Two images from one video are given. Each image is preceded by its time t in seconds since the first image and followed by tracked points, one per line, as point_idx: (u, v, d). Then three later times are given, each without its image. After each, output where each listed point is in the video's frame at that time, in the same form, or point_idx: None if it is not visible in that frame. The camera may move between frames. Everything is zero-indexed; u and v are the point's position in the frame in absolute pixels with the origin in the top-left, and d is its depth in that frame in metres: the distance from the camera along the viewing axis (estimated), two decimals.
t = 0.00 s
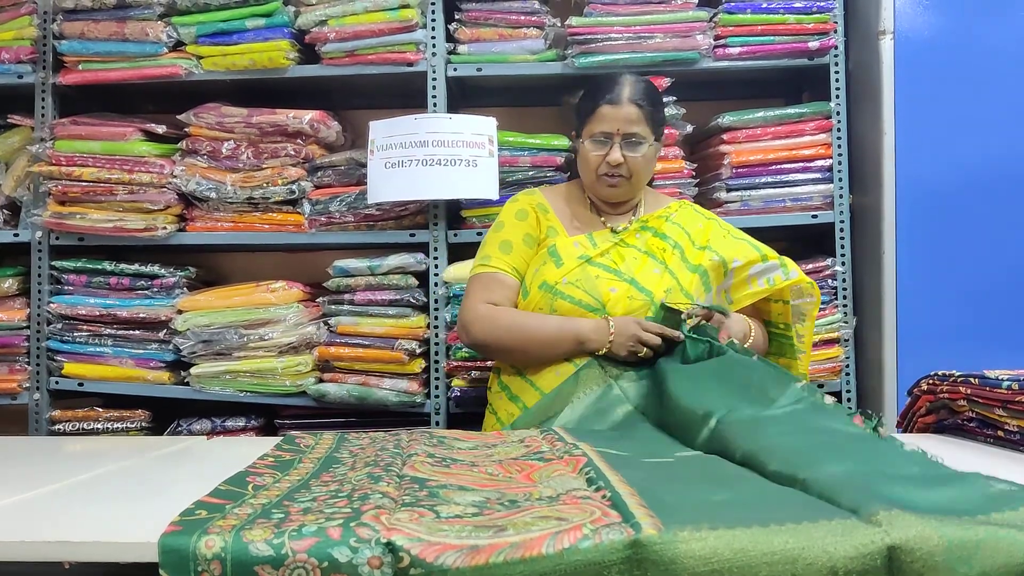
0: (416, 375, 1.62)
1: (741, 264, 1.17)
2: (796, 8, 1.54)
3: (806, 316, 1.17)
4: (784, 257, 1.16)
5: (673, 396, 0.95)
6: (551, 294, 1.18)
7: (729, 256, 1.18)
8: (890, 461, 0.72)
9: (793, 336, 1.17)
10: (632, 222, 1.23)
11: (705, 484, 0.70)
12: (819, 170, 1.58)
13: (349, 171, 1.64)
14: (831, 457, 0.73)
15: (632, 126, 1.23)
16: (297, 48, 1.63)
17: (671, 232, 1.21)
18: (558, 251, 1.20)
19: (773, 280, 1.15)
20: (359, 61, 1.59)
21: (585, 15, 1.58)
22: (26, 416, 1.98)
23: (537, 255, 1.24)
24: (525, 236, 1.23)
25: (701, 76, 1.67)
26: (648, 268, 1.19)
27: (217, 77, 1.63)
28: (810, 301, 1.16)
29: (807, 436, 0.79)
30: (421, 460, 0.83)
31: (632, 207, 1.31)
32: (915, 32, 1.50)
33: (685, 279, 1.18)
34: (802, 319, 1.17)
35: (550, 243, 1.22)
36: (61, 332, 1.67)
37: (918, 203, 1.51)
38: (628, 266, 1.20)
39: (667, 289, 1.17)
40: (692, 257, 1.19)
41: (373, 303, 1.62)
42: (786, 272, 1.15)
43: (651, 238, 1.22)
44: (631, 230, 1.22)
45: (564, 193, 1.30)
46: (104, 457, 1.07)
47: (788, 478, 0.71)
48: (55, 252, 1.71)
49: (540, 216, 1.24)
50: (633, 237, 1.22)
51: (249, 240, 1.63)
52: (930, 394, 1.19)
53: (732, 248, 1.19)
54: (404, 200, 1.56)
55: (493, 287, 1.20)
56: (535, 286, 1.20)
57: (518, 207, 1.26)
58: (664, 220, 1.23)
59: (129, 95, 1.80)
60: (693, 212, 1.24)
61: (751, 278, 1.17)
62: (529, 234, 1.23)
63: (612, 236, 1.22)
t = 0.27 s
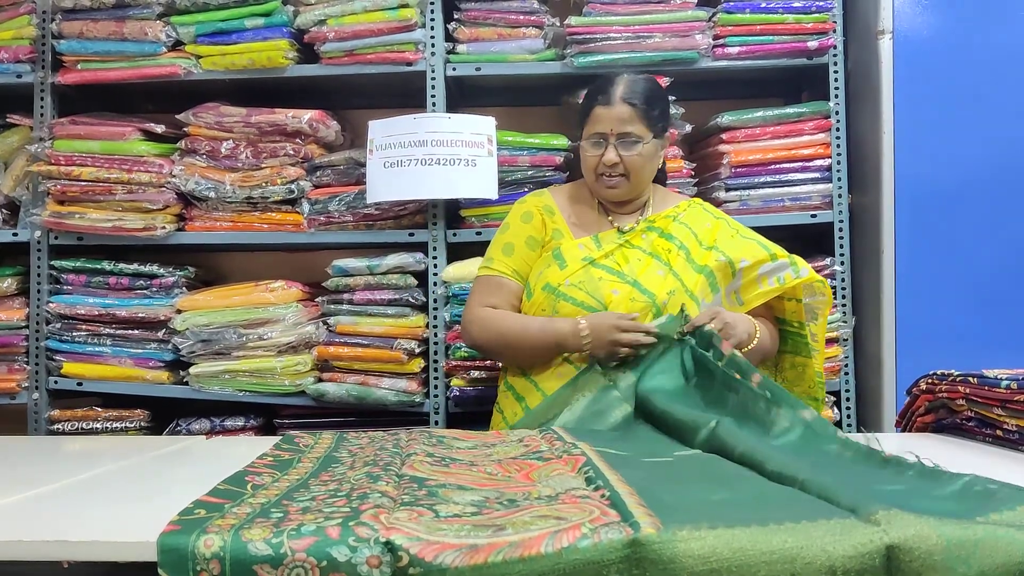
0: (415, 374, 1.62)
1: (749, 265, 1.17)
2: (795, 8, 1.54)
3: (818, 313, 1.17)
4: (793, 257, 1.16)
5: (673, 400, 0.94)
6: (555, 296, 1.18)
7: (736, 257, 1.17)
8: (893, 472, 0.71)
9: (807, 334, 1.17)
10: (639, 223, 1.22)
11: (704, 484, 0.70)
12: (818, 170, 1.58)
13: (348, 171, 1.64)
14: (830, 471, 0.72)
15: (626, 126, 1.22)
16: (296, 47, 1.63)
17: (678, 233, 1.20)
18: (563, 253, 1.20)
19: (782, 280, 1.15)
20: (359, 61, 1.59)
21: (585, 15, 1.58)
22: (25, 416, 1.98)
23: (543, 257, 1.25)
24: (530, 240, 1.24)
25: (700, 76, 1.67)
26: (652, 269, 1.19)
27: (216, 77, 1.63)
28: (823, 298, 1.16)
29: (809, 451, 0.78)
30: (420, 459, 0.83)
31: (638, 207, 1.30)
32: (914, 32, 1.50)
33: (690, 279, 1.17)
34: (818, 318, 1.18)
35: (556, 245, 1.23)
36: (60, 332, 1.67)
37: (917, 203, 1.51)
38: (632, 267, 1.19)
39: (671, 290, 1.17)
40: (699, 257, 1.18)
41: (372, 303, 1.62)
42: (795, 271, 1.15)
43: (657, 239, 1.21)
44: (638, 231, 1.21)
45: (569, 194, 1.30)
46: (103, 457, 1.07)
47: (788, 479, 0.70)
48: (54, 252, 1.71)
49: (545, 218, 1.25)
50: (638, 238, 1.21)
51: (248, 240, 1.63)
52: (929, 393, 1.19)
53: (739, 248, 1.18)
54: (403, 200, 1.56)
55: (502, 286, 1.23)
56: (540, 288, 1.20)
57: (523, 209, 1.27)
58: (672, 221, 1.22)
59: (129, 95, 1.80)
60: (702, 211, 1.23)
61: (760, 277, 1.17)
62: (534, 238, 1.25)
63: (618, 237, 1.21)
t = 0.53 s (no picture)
0: (414, 373, 1.62)
1: (750, 265, 1.15)
2: (795, 6, 1.54)
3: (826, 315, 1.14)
4: (796, 259, 1.14)
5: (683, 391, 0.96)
6: (553, 292, 1.18)
7: (738, 256, 1.16)
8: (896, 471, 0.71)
9: (813, 335, 1.15)
10: (641, 222, 1.22)
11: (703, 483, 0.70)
12: (818, 168, 1.58)
13: (348, 169, 1.64)
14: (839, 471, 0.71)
15: (621, 121, 1.22)
16: (295, 45, 1.63)
17: (680, 232, 1.19)
18: (563, 251, 1.21)
19: (782, 282, 1.14)
20: (358, 59, 1.59)
21: (584, 13, 1.58)
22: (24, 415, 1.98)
23: (542, 254, 1.25)
24: (527, 239, 1.25)
25: (699, 74, 1.67)
26: (652, 267, 1.18)
27: (216, 75, 1.63)
28: (827, 303, 1.13)
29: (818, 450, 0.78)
30: (420, 457, 0.83)
31: (638, 203, 1.30)
32: (914, 30, 1.50)
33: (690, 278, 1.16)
34: (822, 319, 1.15)
35: (555, 243, 1.23)
36: (60, 330, 1.67)
37: (917, 201, 1.51)
38: (632, 265, 1.19)
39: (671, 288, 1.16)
40: (701, 255, 1.17)
41: (372, 301, 1.62)
42: (796, 275, 1.13)
43: (659, 237, 1.20)
44: (640, 229, 1.21)
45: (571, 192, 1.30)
46: (102, 455, 1.07)
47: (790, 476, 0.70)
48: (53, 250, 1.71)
49: (543, 217, 1.25)
50: (639, 237, 1.21)
51: (247, 238, 1.63)
52: (929, 391, 1.19)
53: (741, 247, 1.17)
54: (403, 198, 1.56)
55: (495, 287, 1.27)
56: (538, 284, 1.20)
57: (521, 209, 1.27)
58: (675, 219, 1.20)
59: (128, 93, 1.79)
60: (706, 210, 1.22)
61: (761, 279, 1.16)
62: (523, 237, 1.26)
63: (618, 234, 1.21)
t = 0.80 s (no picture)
0: (414, 370, 1.62)
1: (744, 253, 1.14)
2: (795, 3, 1.54)
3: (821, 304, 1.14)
4: (789, 245, 1.13)
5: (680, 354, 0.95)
6: (546, 288, 1.18)
7: (731, 245, 1.15)
8: (892, 454, 0.74)
9: (809, 325, 1.14)
10: (632, 215, 1.23)
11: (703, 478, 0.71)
12: (818, 165, 1.58)
13: (347, 166, 1.64)
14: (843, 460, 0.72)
15: (607, 113, 1.22)
16: (295, 42, 1.63)
17: (672, 224, 1.20)
18: (554, 247, 1.20)
19: (778, 266, 1.12)
20: (358, 55, 1.59)
21: (584, 9, 1.58)
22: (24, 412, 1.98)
23: (533, 252, 1.25)
24: (519, 238, 1.26)
25: (699, 71, 1.67)
26: (644, 261, 1.19)
27: (215, 72, 1.63)
28: (821, 287, 1.13)
29: (822, 428, 0.79)
30: (422, 454, 0.83)
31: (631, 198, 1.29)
32: (914, 27, 1.50)
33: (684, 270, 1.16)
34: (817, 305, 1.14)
35: (546, 241, 1.23)
36: (59, 327, 1.67)
37: (917, 198, 1.51)
38: (623, 259, 1.19)
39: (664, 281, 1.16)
40: (693, 244, 1.17)
41: (371, 298, 1.62)
42: (790, 260, 1.12)
43: (650, 230, 1.21)
44: (631, 223, 1.22)
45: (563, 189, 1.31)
46: (102, 451, 1.07)
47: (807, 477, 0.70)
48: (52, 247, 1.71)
49: (534, 214, 1.25)
50: (631, 230, 1.21)
51: (247, 234, 1.63)
52: (929, 388, 1.19)
53: (735, 236, 1.16)
54: (403, 195, 1.56)
55: (492, 290, 1.27)
56: (530, 280, 1.20)
57: (511, 208, 1.28)
58: (666, 211, 1.21)
59: (127, 90, 1.79)
60: (698, 201, 1.22)
61: (755, 265, 1.14)
62: (514, 237, 1.26)
63: (610, 229, 1.22)
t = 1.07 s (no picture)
0: (414, 367, 1.62)
1: (740, 242, 1.13)
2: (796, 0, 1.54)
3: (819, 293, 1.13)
4: (783, 234, 1.11)
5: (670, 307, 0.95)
6: (546, 284, 1.18)
7: (727, 235, 1.14)
8: (874, 408, 0.75)
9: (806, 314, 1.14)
10: (628, 209, 1.23)
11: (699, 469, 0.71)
12: (818, 163, 1.58)
13: (348, 163, 1.63)
14: (827, 420, 0.74)
15: (605, 105, 1.22)
16: (295, 39, 1.63)
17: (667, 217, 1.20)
18: (552, 243, 1.20)
19: (771, 257, 1.11)
20: (358, 53, 1.58)
21: (585, 7, 1.57)
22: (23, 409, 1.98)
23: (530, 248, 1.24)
24: (515, 234, 1.25)
25: (700, 68, 1.67)
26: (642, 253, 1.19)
27: (216, 69, 1.63)
28: (818, 275, 1.12)
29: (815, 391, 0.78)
30: (423, 450, 0.82)
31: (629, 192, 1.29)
32: (915, 24, 1.50)
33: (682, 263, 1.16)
34: (815, 293, 1.14)
35: (543, 236, 1.22)
36: (59, 324, 1.67)
37: (917, 195, 1.51)
38: (622, 253, 1.20)
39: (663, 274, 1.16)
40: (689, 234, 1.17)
41: (371, 295, 1.62)
42: (784, 249, 1.11)
43: (646, 223, 1.21)
44: (627, 216, 1.22)
45: (561, 185, 1.30)
46: (102, 448, 1.07)
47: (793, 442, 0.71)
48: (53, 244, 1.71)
49: (530, 210, 1.25)
50: (626, 224, 1.22)
51: (247, 232, 1.62)
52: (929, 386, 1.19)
53: (731, 226, 1.15)
54: (403, 192, 1.56)
55: (487, 286, 1.27)
56: (529, 277, 1.20)
57: (506, 204, 1.27)
58: (662, 204, 1.21)
59: (127, 87, 1.79)
60: (692, 194, 1.22)
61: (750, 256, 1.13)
62: (510, 232, 1.25)
63: (607, 223, 1.22)
